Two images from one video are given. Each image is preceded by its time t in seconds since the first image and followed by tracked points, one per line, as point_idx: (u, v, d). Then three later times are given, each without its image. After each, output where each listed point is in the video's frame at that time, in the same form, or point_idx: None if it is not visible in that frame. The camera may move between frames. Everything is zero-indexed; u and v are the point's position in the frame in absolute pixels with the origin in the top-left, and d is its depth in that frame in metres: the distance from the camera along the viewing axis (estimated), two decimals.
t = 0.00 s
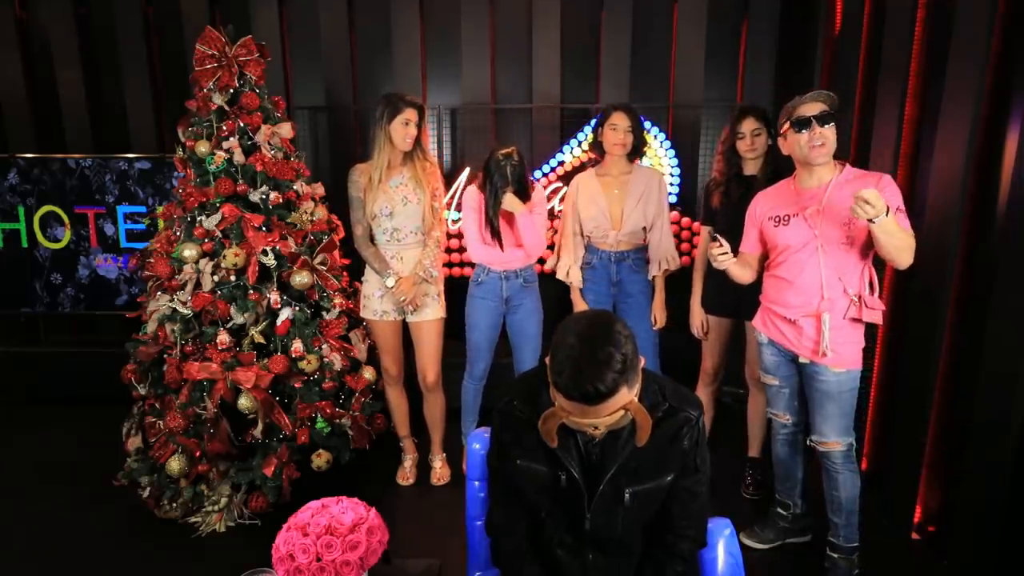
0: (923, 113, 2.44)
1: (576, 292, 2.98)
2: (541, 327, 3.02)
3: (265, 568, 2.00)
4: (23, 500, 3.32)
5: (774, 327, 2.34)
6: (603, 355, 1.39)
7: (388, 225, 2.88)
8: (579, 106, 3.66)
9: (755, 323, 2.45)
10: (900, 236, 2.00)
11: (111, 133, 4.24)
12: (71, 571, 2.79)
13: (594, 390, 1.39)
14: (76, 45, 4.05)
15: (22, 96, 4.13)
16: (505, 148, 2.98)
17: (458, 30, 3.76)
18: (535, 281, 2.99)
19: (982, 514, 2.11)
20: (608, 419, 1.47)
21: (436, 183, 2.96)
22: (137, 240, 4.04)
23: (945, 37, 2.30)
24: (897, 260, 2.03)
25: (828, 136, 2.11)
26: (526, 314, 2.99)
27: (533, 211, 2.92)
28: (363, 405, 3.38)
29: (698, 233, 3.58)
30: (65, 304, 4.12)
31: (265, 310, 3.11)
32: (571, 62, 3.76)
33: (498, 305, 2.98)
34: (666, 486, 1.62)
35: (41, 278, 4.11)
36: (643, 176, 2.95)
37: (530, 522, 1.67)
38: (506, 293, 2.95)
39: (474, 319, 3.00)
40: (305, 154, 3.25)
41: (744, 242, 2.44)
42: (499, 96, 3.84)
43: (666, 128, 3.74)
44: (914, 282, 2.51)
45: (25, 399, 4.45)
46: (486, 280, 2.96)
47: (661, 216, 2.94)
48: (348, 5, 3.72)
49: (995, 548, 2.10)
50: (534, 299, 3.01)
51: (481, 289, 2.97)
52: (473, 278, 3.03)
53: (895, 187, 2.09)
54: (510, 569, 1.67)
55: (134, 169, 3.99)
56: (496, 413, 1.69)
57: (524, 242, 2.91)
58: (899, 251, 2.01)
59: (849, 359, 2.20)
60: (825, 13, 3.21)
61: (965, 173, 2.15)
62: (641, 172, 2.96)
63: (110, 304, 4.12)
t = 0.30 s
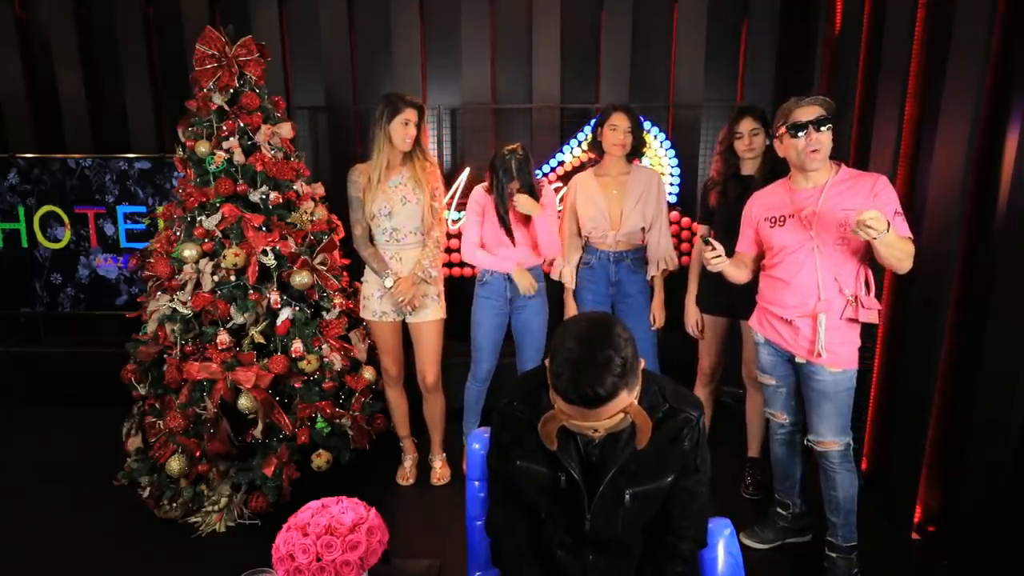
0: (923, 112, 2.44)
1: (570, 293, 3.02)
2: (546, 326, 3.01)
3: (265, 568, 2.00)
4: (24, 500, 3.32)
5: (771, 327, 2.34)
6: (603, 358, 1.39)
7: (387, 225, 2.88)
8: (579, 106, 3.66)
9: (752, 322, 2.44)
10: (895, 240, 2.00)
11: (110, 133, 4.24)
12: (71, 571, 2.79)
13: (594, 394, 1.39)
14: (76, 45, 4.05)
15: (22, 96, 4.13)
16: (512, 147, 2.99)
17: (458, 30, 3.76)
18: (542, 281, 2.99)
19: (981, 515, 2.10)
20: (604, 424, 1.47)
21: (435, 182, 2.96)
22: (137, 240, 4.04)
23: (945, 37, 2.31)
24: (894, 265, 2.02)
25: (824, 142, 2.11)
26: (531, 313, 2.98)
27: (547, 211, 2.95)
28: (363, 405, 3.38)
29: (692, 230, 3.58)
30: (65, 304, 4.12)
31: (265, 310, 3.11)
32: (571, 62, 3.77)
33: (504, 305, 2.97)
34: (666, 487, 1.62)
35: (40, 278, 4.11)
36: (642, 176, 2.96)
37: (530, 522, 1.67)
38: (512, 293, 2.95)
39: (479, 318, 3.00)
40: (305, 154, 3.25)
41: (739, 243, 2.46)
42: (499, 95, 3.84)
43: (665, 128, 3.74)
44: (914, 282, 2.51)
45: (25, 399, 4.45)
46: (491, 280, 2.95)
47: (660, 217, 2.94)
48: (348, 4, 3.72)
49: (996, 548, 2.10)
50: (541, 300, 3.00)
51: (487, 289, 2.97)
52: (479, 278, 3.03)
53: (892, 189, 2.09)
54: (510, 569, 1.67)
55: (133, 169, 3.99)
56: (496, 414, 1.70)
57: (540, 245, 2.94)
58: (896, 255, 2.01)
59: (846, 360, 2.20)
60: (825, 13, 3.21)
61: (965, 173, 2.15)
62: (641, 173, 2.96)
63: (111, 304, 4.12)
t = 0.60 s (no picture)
0: (922, 112, 2.44)
1: (566, 294, 3.02)
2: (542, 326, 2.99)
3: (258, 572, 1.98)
4: (14, 503, 3.29)
5: (768, 328, 2.33)
6: (599, 361, 1.37)
7: (380, 225, 2.86)
8: (575, 106, 3.65)
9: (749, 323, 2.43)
10: (891, 243, 1.99)
11: (103, 133, 4.21)
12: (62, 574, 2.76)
13: (591, 397, 1.37)
14: (67, 44, 4.02)
15: (12, 95, 4.10)
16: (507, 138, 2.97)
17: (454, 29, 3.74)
18: (536, 281, 2.96)
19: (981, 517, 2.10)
20: (600, 427, 1.44)
21: (430, 182, 2.92)
22: (129, 240, 4.01)
23: (944, 36, 2.30)
24: (889, 268, 2.02)
25: (815, 139, 2.10)
26: (528, 314, 2.96)
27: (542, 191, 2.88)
28: (357, 407, 3.35)
29: (688, 231, 3.57)
30: (57, 305, 4.08)
31: (259, 312, 3.09)
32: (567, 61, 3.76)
33: (500, 307, 2.95)
34: (663, 490, 1.61)
35: (32, 279, 4.07)
36: (636, 174, 2.94)
37: (525, 524, 1.66)
38: (508, 294, 2.93)
39: (475, 320, 2.97)
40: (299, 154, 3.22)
41: (737, 242, 2.44)
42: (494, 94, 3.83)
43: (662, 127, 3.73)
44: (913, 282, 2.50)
45: (16, 401, 4.41)
46: (487, 281, 2.94)
47: (654, 215, 2.94)
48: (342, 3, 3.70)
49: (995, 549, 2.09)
50: (536, 301, 2.98)
51: (482, 290, 2.95)
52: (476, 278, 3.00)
53: (890, 191, 2.07)
54: (505, 571, 1.66)
55: (125, 169, 3.95)
56: (492, 417, 1.70)
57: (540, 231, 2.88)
58: (892, 258, 2.00)
59: (844, 363, 2.19)
60: (823, 12, 3.21)
61: (965, 173, 2.12)
62: (634, 171, 2.94)
63: (102, 305, 4.09)
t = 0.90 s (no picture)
0: (917, 109, 2.41)
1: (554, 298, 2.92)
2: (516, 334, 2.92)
3: None
4: None
5: (755, 333, 2.28)
6: (582, 367, 1.30)
7: (354, 228, 2.76)
8: (555, 104, 3.56)
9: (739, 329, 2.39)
10: (875, 248, 1.93)
11: (67, 131, 4.06)
12: None
13: (573, 405, 1.29)
14: (28, 39, 3.87)
15: None
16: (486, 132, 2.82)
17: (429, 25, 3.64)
18: (510, 287, 2.88)
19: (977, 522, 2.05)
20: (586, 437, 1.38)
21: (405, 183, 2.83)
22: (94, 243, 3.86)
23: (939, 31, 2.27)
24: (875, 277, 1.95)
25: (804, 139, 2.07)
26: (501, 322, 2.88)
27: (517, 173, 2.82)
28: (330, 416, 3.23)
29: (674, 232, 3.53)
30: (18, 310, 3.92)
31: (227, 317, 2.96)
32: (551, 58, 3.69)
33: (472, 314, 2.87)
34: (648, 501, 1.57)
35: None
36: (621, 173, 2.88)
37: (504, 535, 1.61)
38: (481, 300, 2.85)
39: (445, 328, 2.89)
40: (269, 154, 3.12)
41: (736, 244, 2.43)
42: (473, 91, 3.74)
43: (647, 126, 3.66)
44: (907, 284, 2.46)
45: None
46: (458, 287, 2.85)
47: (639, 216, 2.87)
48: None
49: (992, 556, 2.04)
50: (511, 306, 2.90)
51: (454, 295, 2.86)
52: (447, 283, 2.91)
53: (886, 196, 2.01)
54: None
55: (90, 169, 3.80)
56: (469, 427, 1.63)
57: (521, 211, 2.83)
58: (876, 266, 1.93)
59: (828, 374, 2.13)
60: (813, 8, 3.18)
61: (962, 170, 2.10)
62: (619, 170, 2.88)
63: (65, 310, 3.94)
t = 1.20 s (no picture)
0: (911, 107, 2.37)
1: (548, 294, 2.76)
2: (490, 341, 2.84)
3: None
4: None
5: (753, 339, 2.26)
6: (565, 364, 1.24)
7: (328, 230, 2.67)
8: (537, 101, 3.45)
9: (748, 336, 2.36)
10: (844, 261, 1.87)
11: (30, 131, 3.91)
12: None
13: (549, 404, 1.23)
14: None
15: None
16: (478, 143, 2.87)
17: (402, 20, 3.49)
18: (483, 292, 2.81)
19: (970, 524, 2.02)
20: (573, 433, 1.29)
21: (381, 183, 2.75)
22: (59, 246, 3.71)
23: (935, 26, 2.23)
24: (841, 292, 1.88)
25: (787, 138, 2.06)
26: (475, 328, 2.81)
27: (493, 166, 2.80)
28: (302, 425, 3.13)
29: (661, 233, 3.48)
30: None
31: (197, 323, 2.86)
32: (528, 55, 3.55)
33: (444, 321, 2.79)
34: (632, 514, 1.51)
35: None
36: (614, 174, 2.80)
37: (483, 546, 1.56)
38: (453, 307, 2.77)
39: (416, 337, 2.80)
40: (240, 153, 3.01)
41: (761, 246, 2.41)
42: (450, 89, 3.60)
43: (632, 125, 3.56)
44: (902, 284, 2.42)
45: None
46: (429, 294, 2.77)
47: (632, 219, 2.80)
48: None
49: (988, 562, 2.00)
50: (484, 315, 2.83)
51: (424, 303, 2.78)
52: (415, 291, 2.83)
53: (877, 204, 1.89)
54: None
55: (54, 169, 3.66)
56: (447, 435, 1.57)
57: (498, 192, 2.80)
58: (842, 281, 1.86)
59: (806, 391, 2.06)
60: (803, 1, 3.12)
61: (957, 168, 2.06)
62: (611, 170, 2.81)
63: (28, 316, 3.80)
